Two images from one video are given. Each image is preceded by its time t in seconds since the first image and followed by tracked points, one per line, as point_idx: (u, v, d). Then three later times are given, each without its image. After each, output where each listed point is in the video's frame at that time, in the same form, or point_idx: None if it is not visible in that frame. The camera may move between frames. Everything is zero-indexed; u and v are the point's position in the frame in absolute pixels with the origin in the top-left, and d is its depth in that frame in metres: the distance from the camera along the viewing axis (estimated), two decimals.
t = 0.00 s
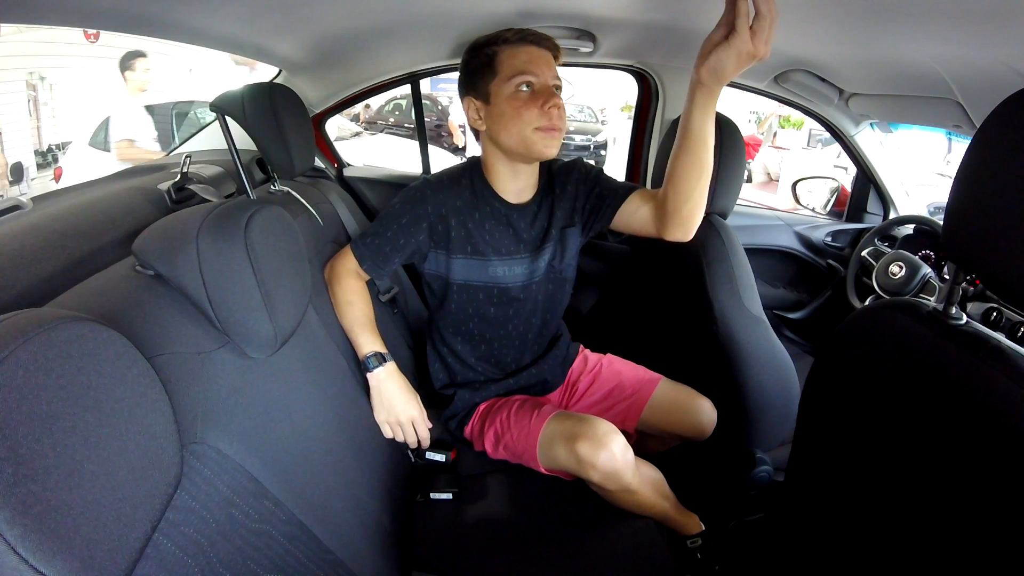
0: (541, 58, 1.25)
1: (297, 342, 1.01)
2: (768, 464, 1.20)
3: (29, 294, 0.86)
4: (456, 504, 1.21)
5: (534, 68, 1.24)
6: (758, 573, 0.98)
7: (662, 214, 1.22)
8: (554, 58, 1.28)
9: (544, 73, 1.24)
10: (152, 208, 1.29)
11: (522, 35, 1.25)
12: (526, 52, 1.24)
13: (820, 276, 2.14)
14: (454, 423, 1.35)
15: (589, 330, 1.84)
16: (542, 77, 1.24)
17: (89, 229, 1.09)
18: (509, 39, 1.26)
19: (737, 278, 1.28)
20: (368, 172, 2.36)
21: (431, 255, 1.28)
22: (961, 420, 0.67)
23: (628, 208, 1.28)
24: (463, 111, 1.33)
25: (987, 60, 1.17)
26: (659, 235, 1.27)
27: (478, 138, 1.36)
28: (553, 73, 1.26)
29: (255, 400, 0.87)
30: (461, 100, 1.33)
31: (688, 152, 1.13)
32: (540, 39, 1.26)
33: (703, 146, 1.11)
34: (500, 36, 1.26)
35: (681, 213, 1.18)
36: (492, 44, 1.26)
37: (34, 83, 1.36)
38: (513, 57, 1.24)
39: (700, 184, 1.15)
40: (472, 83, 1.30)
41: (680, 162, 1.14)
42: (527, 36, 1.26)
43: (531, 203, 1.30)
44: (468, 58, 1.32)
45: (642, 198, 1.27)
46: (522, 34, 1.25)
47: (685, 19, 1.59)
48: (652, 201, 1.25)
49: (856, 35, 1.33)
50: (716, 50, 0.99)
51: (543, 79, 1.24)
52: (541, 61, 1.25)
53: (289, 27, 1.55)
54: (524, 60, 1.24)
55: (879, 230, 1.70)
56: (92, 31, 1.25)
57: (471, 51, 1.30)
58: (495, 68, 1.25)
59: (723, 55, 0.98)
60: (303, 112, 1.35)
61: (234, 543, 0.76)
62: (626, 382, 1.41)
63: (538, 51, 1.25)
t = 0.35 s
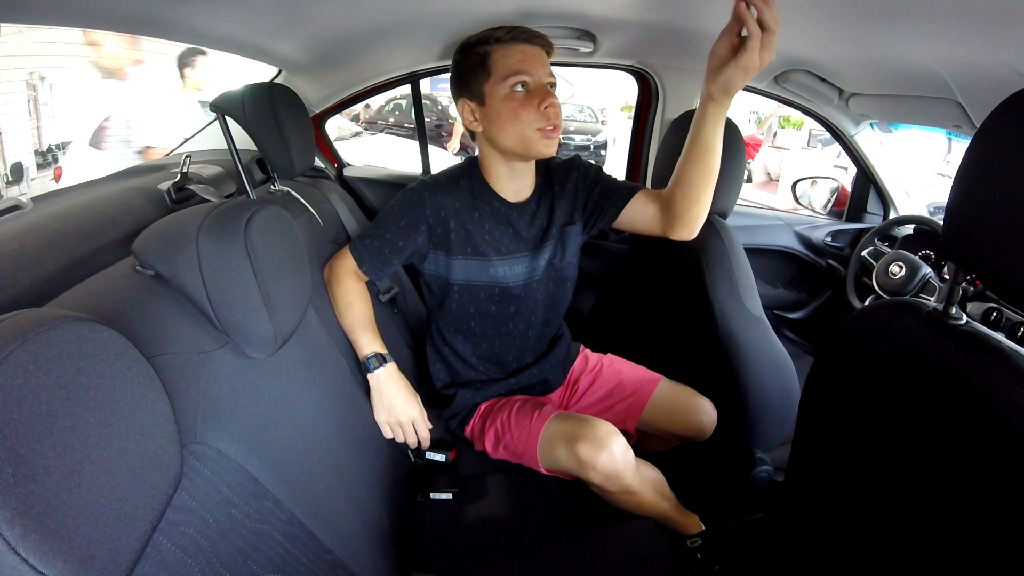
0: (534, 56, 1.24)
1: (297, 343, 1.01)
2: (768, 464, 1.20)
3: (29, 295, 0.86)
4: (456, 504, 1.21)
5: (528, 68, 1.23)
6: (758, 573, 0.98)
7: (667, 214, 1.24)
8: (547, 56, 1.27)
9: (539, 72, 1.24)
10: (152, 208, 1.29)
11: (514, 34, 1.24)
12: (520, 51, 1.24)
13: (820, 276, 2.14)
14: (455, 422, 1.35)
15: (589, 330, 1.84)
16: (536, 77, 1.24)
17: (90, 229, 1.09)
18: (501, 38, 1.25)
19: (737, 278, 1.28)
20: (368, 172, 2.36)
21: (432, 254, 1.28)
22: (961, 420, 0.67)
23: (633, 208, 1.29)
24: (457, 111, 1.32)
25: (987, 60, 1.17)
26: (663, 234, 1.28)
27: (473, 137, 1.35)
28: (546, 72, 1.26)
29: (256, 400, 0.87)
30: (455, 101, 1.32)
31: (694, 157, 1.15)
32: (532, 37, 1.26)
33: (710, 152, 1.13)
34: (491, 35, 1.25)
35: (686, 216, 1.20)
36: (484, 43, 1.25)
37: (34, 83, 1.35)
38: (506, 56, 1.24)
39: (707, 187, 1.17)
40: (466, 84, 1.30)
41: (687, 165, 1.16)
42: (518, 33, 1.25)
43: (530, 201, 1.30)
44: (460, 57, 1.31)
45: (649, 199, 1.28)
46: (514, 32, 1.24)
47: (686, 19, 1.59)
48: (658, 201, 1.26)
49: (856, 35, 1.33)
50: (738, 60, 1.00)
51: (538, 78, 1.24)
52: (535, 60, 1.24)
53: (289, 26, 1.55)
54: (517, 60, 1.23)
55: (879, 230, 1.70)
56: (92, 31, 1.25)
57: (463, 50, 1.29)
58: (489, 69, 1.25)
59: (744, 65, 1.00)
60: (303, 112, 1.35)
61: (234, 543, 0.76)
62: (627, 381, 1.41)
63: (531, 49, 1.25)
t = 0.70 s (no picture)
0: (536, 57, 1.24)
1: (297, 343, 1.01)
2: (768, 464, 1.20)
3: (29, 295, 0.86)
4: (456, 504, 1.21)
5: (530, 68, 1.23)
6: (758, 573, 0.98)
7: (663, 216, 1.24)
8: (549, 57, 1.27)
9: (541, 72, 1.24)
10: (152, 208, 1.29)
11: (517, 33, 1.24)
12: (522, 51, 1.24)
13: (820, 276, 2.14)
14: (456, 422, 1.35)
15: (589, 330, 1.84)
16: (539, 78, 1.24)
17: (90, 229, 1.09)
18: (504, 38, 1.25)
19: (737, 278, 1.28)
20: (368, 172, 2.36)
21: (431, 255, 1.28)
22: (961, 420, 0.67)
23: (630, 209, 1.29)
24: (459, 111, 1.33)
25: (987, 60, 1.17)
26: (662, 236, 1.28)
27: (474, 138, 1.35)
28: (549, 72, 1.26)
29: (256, 400, 0.87)
30: (457, 100, 1.33)
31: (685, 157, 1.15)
32: (535, 38, 1.26)
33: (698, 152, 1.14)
34: (494, 35, 1.25)
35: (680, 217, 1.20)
36: (487, 44, 1.25)
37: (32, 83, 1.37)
38: (508, 57, 1.24)
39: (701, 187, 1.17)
40: (467, 84, 1.30)
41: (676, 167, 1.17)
42: (521, 34, 1.25)
43: (530, 201, 1.30)
44: (462, 57, 1.31)
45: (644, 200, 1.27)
46: (517, 33, 1.24)
47: (686, 19, 1.59)
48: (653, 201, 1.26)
49: (856, 35, 1.34)
50: (704, 53, 1.02)
51: (541, 78, 1.24)
52: (537, 61, 1.24)
53: (289, 26, 1.55)
54: (520, 61, 1.23)
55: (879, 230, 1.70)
56: (92, 31, 1.25)
57: (465, 50, 1.29)
58: (491, 69, 1.25)
59: (712, 58, 1.02)
60: (303, 112, 1.35)
61: (234, 543, 0.76)
62: (626, 381, 1.41)
63: (534, 50, 1.25)
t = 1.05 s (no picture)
0: (536, 56, 1.24)
1: (297, 342, 1.01)
2: (768, 464, 1.20)
3: (29, 295, 0.86)
4: (456, 504, 1.21)
5: (529, 68, 1.23)
6: (758, 573, 0.98)
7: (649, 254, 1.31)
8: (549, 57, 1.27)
9: (540, 72, 1.24)
10: (152, 208, 1.29)
11: (518, 33, 1.24)
12: (522, 50, 1.24)
13: (821, 276, 2.14)
14: (456, 421, 1.35)
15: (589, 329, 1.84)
16: (538, 78, 1.24)
17: (90, 229, 1.09)
18: (504, 37, 1.24)
19: (737, 278, 1.28)
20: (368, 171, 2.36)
21: (432, 254, 1.28)
22: (960, 420, 0.67)
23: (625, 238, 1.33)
24: (458, 110, 1.32)
25: (987, 60, 1.17)
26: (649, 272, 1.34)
27: (473, 137, 1.35)
28: (548, 72, 1.26)
29: (256, 400, 0.87)
30: (456, 100, 1.33)
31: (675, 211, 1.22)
32: (535, 37, 1.26)
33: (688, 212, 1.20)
34: (494, 34, 1.25)
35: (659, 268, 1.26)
36: (487, 42, 1.25)
37: (34, 83, 1.37)
38: (508, 57, 1.24)
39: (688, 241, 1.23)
40: (467, 82, 1.30)
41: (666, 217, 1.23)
42: (522, 33, 1.25)
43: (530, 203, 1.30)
44: (462, 54, 1.30)
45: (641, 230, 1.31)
46: (517, 32, 1.24)
47: (686, 19, 1.59)
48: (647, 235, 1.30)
49: (856, 35, 1.34)
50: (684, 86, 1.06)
51: (540, 79, 1.24)
52: (537, 60, 1.24)
53: (289, 27, 1.55)
54: (519, 61, 1.23)
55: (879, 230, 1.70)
56: (92, 31, 1.25)
57: (465, 48, 1.29)
58: (490, 68, 1.25)
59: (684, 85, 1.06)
60: (303, 112, 1.35)
61: (234, 543, 0.76)
62: (627, 381, 1.41)
63: (534, 49, 1.25)
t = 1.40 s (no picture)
0: (521, 61, 1.24)
1: (296, 342, 1.01)
2: (768, 464, 1.20)
3: (28, 295, 0.86)
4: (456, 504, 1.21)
5: (513, 75, 1.24)
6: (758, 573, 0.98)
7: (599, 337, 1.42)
8: (538, 59, 1.27)
9: (525, 78, 1.24)
10: (152, 208, 1.29)
11: (501, 40, 1.25)
12: (507, 57, 1.24)
13: (820, 276, 2.14)
14: (456, 421, 1.35)
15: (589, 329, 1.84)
16: (522, 84, 1.24)
17: (89, 229, 1.09)
18: (489, 46, 1.25)
19: (737, 278, 1.28)
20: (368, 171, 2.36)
21: (432, 254, 1.28)
22: (960, 420, 0.67)
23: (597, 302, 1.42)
24: (459, 118, 1.34)
25: (987, 60, 1.17)
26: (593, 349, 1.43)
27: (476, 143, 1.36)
28: (535, 76, 1.25)
29: (256, 400, 0.87)
30: (457, 107, 1.35)
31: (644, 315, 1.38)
32: (521, 41, 1.25)
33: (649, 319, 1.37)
34: (481, 42, 1.26)
35: (597, 376, 1.37)
36: (474, 53, 1.27)
37: (33, 82, 1.35)
38: (494, 64, 1.25)
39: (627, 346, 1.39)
40: (464, 91, 1.32)
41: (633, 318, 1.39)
42: (507, 39, 1.25)
43: (534, 209, 1.28)
44: (460, 65, 1.34)
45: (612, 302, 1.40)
46: (502, 37, 1.25)
47: (686, 19, 1.59)
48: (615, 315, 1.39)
49: (857, 35, 1.34)
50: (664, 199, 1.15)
51: (524, 84, 1.24)
52: (520, 66, 1.24)
53: (289, 26, 1.55)
54: (502, 69, 1.24)
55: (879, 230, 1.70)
56: (92, 31, 1.25)
57: (461, 58, 1.32)
58: (479, 77, 1.27)
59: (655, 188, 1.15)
60: (303, 112, 1.35)
61: (234, 543, 0.76)
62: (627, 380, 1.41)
63: (518, 54, 1.25)
